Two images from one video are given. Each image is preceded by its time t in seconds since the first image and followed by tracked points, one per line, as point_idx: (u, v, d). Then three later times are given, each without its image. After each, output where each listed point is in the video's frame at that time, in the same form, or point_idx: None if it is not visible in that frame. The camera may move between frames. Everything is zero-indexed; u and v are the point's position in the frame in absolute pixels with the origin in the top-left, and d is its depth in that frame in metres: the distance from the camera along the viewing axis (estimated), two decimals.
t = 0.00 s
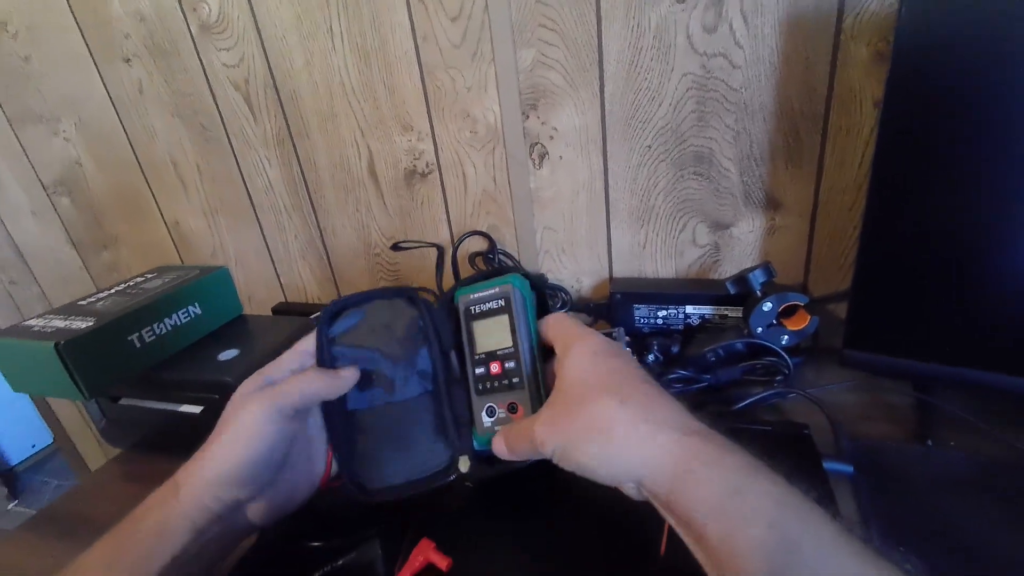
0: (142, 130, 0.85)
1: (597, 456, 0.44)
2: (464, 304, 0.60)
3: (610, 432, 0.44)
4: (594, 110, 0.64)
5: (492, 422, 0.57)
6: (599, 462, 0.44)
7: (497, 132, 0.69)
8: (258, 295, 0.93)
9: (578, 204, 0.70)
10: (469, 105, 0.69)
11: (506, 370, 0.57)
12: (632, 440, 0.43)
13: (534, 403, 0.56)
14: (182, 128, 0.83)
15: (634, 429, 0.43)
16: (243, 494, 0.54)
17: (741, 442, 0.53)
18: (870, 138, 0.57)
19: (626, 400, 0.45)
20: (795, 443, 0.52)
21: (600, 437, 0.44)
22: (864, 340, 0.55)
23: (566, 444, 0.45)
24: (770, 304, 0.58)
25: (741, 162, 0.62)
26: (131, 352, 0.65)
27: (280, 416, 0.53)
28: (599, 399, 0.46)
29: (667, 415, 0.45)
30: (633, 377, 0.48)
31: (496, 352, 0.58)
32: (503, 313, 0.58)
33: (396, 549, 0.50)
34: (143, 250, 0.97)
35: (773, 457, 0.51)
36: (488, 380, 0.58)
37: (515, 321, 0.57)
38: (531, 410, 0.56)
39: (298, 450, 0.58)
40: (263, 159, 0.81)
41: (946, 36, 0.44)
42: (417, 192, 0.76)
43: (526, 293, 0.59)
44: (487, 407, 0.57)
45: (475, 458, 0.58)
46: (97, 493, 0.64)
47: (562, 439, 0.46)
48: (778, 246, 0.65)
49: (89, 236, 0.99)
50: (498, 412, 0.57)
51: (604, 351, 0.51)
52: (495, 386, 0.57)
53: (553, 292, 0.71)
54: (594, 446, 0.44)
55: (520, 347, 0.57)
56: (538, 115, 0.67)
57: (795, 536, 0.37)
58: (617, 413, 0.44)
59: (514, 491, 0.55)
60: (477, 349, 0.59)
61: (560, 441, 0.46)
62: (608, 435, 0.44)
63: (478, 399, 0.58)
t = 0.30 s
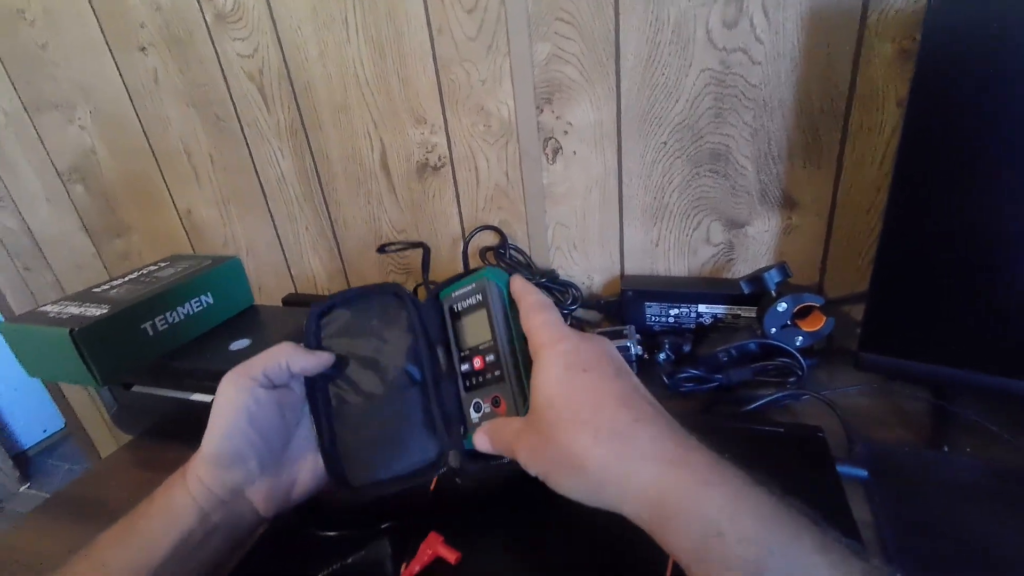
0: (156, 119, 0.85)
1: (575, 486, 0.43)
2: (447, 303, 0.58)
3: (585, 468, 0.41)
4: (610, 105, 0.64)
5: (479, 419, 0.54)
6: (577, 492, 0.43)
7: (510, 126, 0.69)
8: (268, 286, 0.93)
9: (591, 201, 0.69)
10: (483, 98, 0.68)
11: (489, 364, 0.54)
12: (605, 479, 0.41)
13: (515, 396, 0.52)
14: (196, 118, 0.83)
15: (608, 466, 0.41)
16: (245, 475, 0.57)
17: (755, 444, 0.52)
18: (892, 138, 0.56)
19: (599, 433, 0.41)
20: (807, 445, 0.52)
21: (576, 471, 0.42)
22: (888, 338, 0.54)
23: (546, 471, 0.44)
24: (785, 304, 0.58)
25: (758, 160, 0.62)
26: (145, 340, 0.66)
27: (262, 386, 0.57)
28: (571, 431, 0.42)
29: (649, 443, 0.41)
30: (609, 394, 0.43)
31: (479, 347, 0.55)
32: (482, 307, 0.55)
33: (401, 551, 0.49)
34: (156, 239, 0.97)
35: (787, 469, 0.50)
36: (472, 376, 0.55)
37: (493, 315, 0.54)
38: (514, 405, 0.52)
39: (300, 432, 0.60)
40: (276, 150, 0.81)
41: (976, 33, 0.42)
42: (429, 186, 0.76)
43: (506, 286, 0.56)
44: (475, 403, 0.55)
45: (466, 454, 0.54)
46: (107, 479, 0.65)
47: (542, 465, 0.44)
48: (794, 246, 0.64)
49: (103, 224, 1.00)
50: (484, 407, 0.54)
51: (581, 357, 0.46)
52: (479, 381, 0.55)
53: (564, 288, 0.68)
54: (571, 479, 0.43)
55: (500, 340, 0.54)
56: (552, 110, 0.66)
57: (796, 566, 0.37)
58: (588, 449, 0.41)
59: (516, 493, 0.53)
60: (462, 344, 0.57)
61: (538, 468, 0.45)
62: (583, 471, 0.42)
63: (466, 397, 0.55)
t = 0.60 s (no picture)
0: (169, 106, 0.86)
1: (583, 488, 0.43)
2: (448, 295, 0.58)
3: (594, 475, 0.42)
4: (623, 101, 0.64)
5: (488, 413, 0.57)
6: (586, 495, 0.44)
7: (522, 120, 0.69)
8: (278, 275, 0.94)
9: (602, 197, 0.69)
10: (496, 92, 0.68)
11: (502, 360, 0.57)
12: (610, 485, 0.41)
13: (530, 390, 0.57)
14: (210, 106, 0.83)
15: (614, 474, 0.41)
16: (247, 461, 0.58)
17: (762, 444, 0.52)
18: (909, 140, 0.55)
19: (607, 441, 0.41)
20: (812, 447, 0.52)
21: (584, 477, 0.43)
22: (898, 342, 0.54)
23: (558, 469, 0.45)
24: (794, 306, 0.57)
25: (771, 160, 0.61)
26: (157, 327, 0.66)
27: (256, 371, 0.57)
28: (580, 440, 0.43)
29: (647, 458, 0.40)
30: (618, 401, 0.43)
31: (488, 342, 0.58)
32: (494, 302, 0.58)
33: (405, 542, 0.49)
34: (167, 225, 0.98)
35: (792, 470, 0.50)
36: (481, 371, 0.58)
37: (507, 311, 0.58)
38: (530, 398, 0.56)
39: (299, 415, 0.60)
40: (288, 139, 0.81)
41: (999, 35, 0.42)
42: (439, 178, 0.76)
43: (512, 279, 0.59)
44: (483, 398, 0.57)
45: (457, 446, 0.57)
46: (117, 462, 0.66)
47: (554, 465, 0.46)
48: (805, 248, 0.64)
49: (115, 209, 1.00)
50: (495, 402, 0.57)
51: (589, 363, 0.46)
52: (488, 375, 0.57)
53: (573, 284, 0.68)
54: (581, 483, 0.43)
55: (517, 337, 0.58)
56: (566, 105, 0.66)
57: (797, 570, 0.36)
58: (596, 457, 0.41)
59: (521, 489, 0.53)
60: (466, 339, 0.58)
61: (552, 465, 0.46)
62: (591, 477, 0.42)
63: (470, 391, 0.57)
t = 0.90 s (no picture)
0: (184, 101, 0.87)
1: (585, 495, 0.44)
2: (442, 289, 0.56)
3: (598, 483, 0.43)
4: (633, 103, 0.64)
5: (482, 408, 0.55)
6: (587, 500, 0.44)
7: (532, 120, 0.69)
8: (288, 269, 0.95)
9: (609, 198, 0.70)
10: (506, 92, 0.69)
11: (497, 354, 0.56)
12: (614, 492, 0.42)
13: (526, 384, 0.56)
14: (224, 102, 0.84)
15: (618, 480, 0.42)
16: (256, 452, 0.59)
17: (763, 447, 0.53)
18: (917, 148, 0.56)
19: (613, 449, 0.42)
20: (814, 451, 0.52)
21: (588, 484, 0.43)
22: (902, 349, 0.54)
23: (558, 475, 0.46)
24: (799, 310, 0.58)
25: (779, 165, 0.61)
26: (172, 320, 0.67)
27: (261, 365, 0.58)
28: (587, 451, 0.43)
29: (648, 466, 0.41)
30: (623, 409, 0.44)
31: (483, 336, 0.57)
32: (489, 296, 0.57)
33: (412, 536, 0.51)
34: (180, 218, 1.00)
35: (793, 474, 0.50)
36: (475, 365, 0.56)
37: (502, 305, 0.57)
38: (525, 392, 0.56)
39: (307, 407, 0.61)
40: (300, 136, 0.82)
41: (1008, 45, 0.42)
42: (449, 177, 0.77)
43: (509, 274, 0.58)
44: (477, 392, 0.56)
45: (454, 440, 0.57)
46: (130, 451, 0.67)
47: (554, 470, 0.46)
48: (811, 252, 0.64)
49: (129, 201, 1.02)
50: (490, 396, 0.55)
51: (594, 370, 0.46)
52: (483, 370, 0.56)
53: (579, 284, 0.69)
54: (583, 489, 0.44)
55: (512, 331, 0.57)
56: (575, 106, 0.66)
57: (791, 570, 0.37)
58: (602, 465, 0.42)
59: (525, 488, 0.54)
60: (460, 333, 0.57)
61: (551, 472, 0.46)
62: (595, 483, 0.43)
63: (464, 385, 0.56)
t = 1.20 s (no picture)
0: (201, 102, 0.89)
1: (586, 501, 0.44)
2: (449, 291, 0.55)
3: (603, 486, 0.43)
4: (644, 111, 0.65)
5: (488, 412, 0.54)
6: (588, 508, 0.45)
7: (544, 126, 0.70)
8: (300, 268, 0.97)
9: (619, 204, 0.71)
10: (520, 98, 0.70)
11: (504, 359, 0.55)
12: (619, 497, 0.42)
13: (531, 388, 0.55)
14: (241, 103, 0.86)
15: (623, 484, 0.42)
16: (271, 447, 0.60)
17: (769, 454, 0.54)
18: (926, 160, 0.56)
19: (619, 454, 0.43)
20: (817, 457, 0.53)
21: (591, 488, 0.44)
22: (907, 360, 0.55)
23: (559, 483, 0.45)
24: (805, 318, 0.58)
25: (788, 174, 0.62)
26: (189, 317, 0.69)
27: (272, 363, 0.59)
28: (593, 454, 0.43)
29: (654, 472, 0.42)
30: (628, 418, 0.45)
31: (491, 339, 0.56)
32: (499, 300, 0.56)
33: (421, 533, 0.52)
34: (195, 216, 1.01)
35: (798, 480, 0.51)
36: (482, 369, 0.55)
37: (510, 310, 0.56)
38: (530, 396, 0.55)
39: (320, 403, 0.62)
40: (315, 137, 0.83)
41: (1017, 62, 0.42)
42: (460, 181, 0.78)
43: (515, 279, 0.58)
44: (484, 396, 0.54)
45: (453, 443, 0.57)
46: (145, 444, 0.68)
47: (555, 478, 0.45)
48: (818, 261, 0.65)
49: (146, 199, 1.04)
50: (497, 401, 0.54)
51: (600, 382, 0.47)
52: (489, 375, 0.55)
53: (587, 287, 0.70)
54: (585, 494, 0.44)
55: (519, 336, 0.56)
56: (587, 113, 0.67)
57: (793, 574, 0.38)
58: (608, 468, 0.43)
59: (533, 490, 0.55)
60: (468, 336, 0.55)
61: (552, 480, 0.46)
62: (599, 488, 0.43)
63: (470, 390, 0.54)
